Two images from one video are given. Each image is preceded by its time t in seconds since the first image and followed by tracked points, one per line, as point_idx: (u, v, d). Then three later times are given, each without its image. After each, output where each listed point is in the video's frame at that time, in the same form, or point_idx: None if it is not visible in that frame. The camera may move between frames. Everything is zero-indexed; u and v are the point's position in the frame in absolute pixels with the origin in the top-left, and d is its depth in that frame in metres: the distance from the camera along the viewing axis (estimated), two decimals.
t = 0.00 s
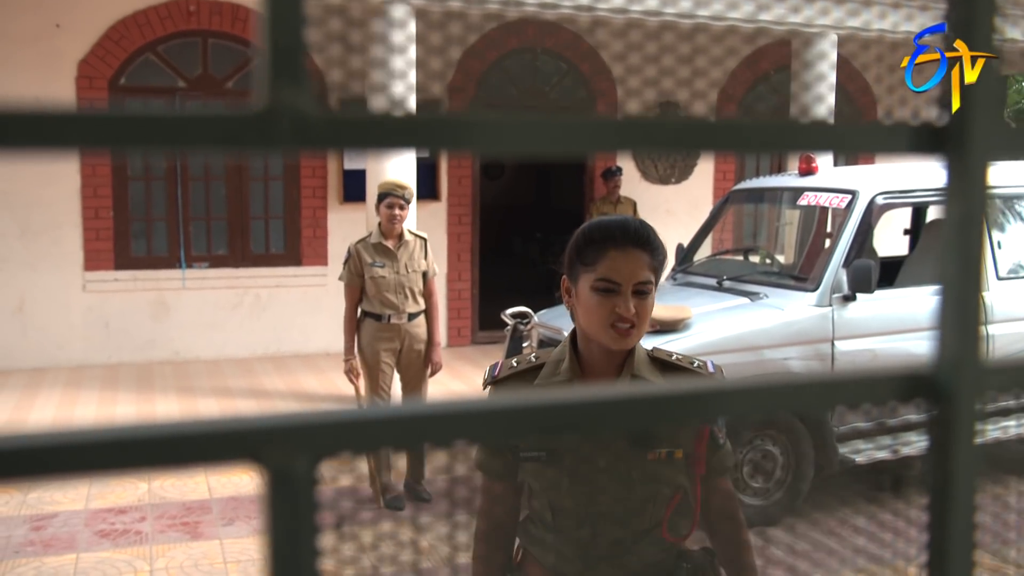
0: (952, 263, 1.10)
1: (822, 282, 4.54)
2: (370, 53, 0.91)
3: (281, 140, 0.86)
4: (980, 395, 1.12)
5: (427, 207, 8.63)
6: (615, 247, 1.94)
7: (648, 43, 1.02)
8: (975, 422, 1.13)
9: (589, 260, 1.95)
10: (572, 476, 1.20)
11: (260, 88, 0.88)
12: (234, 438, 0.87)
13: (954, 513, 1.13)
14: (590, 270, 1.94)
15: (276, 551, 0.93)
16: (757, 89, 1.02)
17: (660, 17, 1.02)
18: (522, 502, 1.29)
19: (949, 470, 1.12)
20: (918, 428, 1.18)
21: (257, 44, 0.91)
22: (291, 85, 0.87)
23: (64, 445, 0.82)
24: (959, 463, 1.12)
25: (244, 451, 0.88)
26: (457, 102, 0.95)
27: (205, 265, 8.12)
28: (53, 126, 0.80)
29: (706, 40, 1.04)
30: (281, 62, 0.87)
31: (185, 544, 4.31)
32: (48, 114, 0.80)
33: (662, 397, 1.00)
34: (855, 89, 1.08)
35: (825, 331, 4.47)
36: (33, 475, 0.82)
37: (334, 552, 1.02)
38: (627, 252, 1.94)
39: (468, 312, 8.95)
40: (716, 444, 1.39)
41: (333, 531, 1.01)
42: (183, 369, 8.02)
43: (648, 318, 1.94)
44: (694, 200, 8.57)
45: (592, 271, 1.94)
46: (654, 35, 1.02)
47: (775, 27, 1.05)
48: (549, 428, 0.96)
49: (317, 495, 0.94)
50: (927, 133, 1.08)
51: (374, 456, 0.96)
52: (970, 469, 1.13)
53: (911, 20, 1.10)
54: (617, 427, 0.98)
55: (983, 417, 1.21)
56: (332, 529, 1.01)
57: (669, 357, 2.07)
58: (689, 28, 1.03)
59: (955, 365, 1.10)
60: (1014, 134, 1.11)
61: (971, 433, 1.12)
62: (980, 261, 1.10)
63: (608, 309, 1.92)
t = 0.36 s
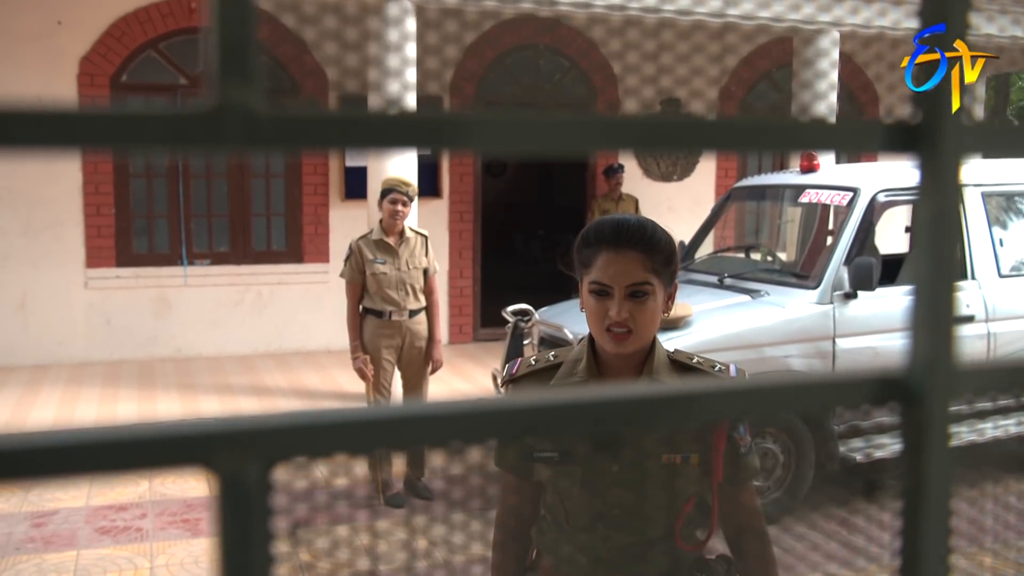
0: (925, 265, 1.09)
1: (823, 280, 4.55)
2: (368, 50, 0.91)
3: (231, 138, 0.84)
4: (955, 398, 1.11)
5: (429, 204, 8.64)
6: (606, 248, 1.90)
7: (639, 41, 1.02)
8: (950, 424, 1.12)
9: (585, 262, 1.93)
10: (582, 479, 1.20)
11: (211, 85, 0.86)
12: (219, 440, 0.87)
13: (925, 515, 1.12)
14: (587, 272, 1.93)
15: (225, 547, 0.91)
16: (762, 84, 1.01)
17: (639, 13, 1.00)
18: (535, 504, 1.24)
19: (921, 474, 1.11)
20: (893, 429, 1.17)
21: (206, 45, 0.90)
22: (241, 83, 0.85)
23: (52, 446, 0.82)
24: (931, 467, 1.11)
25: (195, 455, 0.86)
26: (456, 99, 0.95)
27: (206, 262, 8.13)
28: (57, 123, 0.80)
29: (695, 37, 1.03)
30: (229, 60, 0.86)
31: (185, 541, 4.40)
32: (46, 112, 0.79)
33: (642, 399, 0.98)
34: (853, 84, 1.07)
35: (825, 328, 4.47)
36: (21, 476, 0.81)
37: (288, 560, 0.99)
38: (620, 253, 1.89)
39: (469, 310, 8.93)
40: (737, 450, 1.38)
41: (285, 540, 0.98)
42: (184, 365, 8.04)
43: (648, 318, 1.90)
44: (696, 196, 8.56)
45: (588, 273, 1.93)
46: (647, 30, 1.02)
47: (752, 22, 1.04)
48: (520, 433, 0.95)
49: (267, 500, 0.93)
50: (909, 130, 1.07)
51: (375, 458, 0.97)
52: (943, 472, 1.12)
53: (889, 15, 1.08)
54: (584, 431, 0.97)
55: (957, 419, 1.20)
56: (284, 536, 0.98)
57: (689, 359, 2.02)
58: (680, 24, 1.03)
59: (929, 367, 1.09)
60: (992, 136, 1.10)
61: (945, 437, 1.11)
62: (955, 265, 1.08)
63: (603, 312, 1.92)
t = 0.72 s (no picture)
0: (896, 263, 1.05)
1: (823, 276, 4.55)
2: (365, 49, 0.92)
3: (179, 138, 0.83)
4: (927, 400, 1.08)
5: (431, 200, 8.64)
6: (610, 247, 1.91)
7: (639, 36, 1.01)
8: (922, 427, 1.09)
9: (590, 262, 1.94)
10: (594, 481, 1.18)
11: (157, 82, 0.85)
12: (208, 443, 0.85)
13: (897, 518, 1.08)
14: (592, 272, 1.94)
15: (173, 554, 0.87)
16: (764, 79, 1.02)
17: (623, 8, 0.98)
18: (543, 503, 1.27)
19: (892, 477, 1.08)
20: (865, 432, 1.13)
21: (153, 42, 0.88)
22: (187, 80, 0.84)
23: (41, 449, 0.80)
24: (902, 472, 1.08)
25: (138, 461, 0.83)
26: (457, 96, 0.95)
27: (207, 258, 8.12)
28: (63, 126, 0.80)
29: (702, 34, 1.03)
30: (174, 56, 0.84)
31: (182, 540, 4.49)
32: (43, 111, 0.79)
33: (608, 402, 0.96)
34: (854, 76, 1.06)
35: (826, 324, 4.46)
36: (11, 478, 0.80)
37: (242, 564, 0.97)
38: (624, 251, 1.90)
39: (470, 304, 8.96)
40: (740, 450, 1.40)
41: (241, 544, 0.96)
42: (185, 361, 8.05)
43: (655, 316, 1.89)
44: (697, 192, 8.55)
45: (593, 273, 1.93)
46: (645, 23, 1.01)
47: (719, 16, 1.03)
48: (478, 437, 0.92)
49: (220, 506, 0.90)
50: (893, 122, 1.04)
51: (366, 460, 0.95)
52: (915, 474, 1.09)
53: (860, 11, 1.06)
54: (541, 436, 0.94)
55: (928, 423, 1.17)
56: (237, 540, 0.95)
57: (700, 356, 2.01)
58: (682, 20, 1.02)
59: (900, 369, 1.06)
60: (972, 133, 1.07)
61: (917, 439, 1.08)
62: (926, 266, 1.05)
63: (609, 312, 1.91)
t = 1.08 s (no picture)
0: (874, 264, 1.02)
1: (824, 268, 4.53)
2: (366, 46, 0.92)
3: (136, 136, 0.82)
4: (906, 403, 1.05)
5: (432, 192, 8.63)
6: (623, 241, 1.89)
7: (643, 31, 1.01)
8: (903, 426, 1.06)
9: (600, 255, 1.91)
10: (600, 482, 1.19)
11: (112, 81, 0.84)
12: (191, 444, 0.83)
13: (875, 519, 1.06)
14: (601, 265, 1.91)
15: (129, 557, 0.85)
16: (764, 75, 1.02)
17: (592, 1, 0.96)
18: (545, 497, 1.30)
19: (871, 479, 1.05)
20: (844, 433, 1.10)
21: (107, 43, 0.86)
22: (142, 79, 0.83)
23: (25, 449, 0.79)
24: (881, 473, 1.05)
25: (91, 465, 0.81)
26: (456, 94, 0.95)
27: (209, 250, 8.13)
28: (56, 125, 0.80)
29: (698, 30, 1.02)
30: (130, 53, 0.83)
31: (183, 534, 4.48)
32: (33, 107, 0.80)
33: (581, 407, 0.94)
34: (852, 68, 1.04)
35: (827, 317, 4.46)
36: None
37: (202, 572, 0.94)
38: (638, 245, 1.89)
39: (472, 297, 8.93)
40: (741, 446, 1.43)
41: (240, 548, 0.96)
42: (187, 353, 8.07)
43: (666, 311, 1.89)
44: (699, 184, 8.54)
45: (603, 266, 1.91)
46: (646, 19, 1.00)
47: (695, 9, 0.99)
48: (448, 439, 0.91)
49: (179, 512, 0.88)
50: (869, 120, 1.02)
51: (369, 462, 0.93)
52: (894, 475, 1.06)
53: (837, 4, 1.04)
54: (508, 439, 0.93)
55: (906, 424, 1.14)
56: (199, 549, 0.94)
57: (702, 351, 2.02)
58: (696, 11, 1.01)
59: (879, 371, 1.03)
60: (951, 132, 1.05)
61: (898, 440, 1.05)
62: (905, 268, 1.02)
63: (620, 306, 1.90)
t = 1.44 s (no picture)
0: (850, 261, 1.01)
1: (826, 264, 4.52)
2: (371, 39, 0.90)
3: (81, 130, 0.79)
4: (882, 403, 1.04)
5: (434, 187, 8.64)
6: (621, 237, 1.88)
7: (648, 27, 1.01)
8: (878, 428, 1.05)
9: (598, 250, 1.91)
10: (598, 471, 1.19)
11: (62, 74, 0.81)
12: (185, 443, 0.81)
13: (851, 518, 1.05)
14: (599, 259, 1.91)
15: (84, 558, 0.83)
16: (766, 74, 1.02)
17: None
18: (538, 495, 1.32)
19: (846, 479, 1.04)
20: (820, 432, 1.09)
21: (58, 40, 0.84)
22: (92, 70, 0.80)
23: (27, 448, 0.77)
24: (856, 472, 1.04)
25: (42, 468, 0.78)
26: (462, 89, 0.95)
27: (211, 245, 8.12)
28: (57, 116, 0.79)
29: (671, 23, 1.02)
30: (81, 46, 0.80)
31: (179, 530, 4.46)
32: (33, 101, 0.78)
33: (552, 407, 0.92)
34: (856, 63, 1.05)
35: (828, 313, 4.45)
36: None
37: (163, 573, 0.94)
38: (636, 241, 1.88)
39: (474, 292, 8.96)
40: (733, 441, 1.43)
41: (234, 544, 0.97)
42: (188, 349, 8.08)
43: (662, 307, 1.89)
44: (700, 179, 8.53)
45: (600, 260, 1.90)
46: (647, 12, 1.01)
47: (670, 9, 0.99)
48: (414, 442, 0.89)
49: (139, 514, 0.86)
50: (853, 111, 0.98)
51: (358, 457, 0.91)
52: (869, 475, 1.05)
53: None
54: (480, 438, 0.91)
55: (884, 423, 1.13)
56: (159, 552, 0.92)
57: (693, 344, 2.02)
58: (674, 6, 1.01)
59: (854, 371, 1.02)
60: (929, 128, 1.03)
61: (873, 440, 1.04)
62: (882, 267, 1.01)
63: (617, 302, 1.90)
